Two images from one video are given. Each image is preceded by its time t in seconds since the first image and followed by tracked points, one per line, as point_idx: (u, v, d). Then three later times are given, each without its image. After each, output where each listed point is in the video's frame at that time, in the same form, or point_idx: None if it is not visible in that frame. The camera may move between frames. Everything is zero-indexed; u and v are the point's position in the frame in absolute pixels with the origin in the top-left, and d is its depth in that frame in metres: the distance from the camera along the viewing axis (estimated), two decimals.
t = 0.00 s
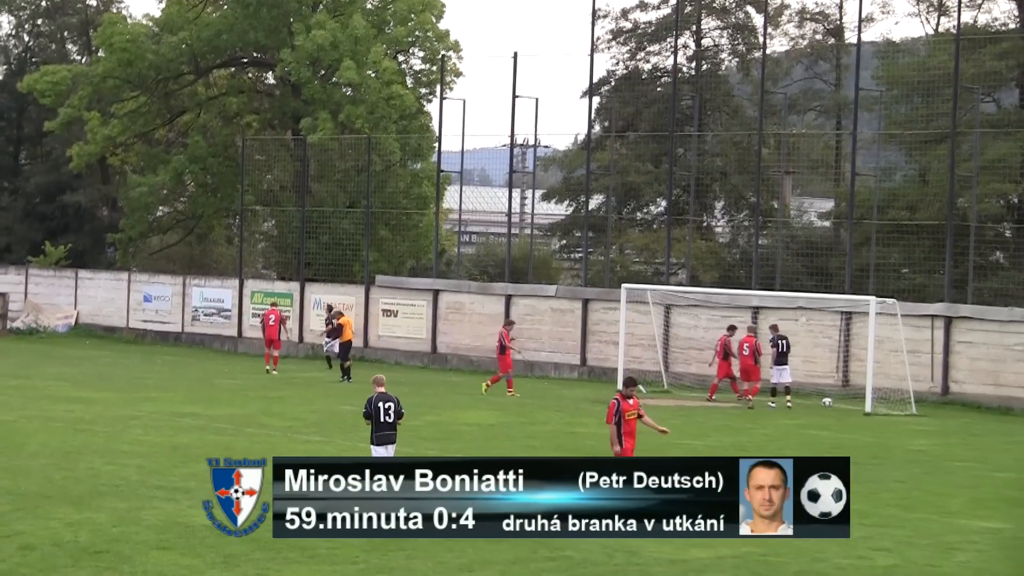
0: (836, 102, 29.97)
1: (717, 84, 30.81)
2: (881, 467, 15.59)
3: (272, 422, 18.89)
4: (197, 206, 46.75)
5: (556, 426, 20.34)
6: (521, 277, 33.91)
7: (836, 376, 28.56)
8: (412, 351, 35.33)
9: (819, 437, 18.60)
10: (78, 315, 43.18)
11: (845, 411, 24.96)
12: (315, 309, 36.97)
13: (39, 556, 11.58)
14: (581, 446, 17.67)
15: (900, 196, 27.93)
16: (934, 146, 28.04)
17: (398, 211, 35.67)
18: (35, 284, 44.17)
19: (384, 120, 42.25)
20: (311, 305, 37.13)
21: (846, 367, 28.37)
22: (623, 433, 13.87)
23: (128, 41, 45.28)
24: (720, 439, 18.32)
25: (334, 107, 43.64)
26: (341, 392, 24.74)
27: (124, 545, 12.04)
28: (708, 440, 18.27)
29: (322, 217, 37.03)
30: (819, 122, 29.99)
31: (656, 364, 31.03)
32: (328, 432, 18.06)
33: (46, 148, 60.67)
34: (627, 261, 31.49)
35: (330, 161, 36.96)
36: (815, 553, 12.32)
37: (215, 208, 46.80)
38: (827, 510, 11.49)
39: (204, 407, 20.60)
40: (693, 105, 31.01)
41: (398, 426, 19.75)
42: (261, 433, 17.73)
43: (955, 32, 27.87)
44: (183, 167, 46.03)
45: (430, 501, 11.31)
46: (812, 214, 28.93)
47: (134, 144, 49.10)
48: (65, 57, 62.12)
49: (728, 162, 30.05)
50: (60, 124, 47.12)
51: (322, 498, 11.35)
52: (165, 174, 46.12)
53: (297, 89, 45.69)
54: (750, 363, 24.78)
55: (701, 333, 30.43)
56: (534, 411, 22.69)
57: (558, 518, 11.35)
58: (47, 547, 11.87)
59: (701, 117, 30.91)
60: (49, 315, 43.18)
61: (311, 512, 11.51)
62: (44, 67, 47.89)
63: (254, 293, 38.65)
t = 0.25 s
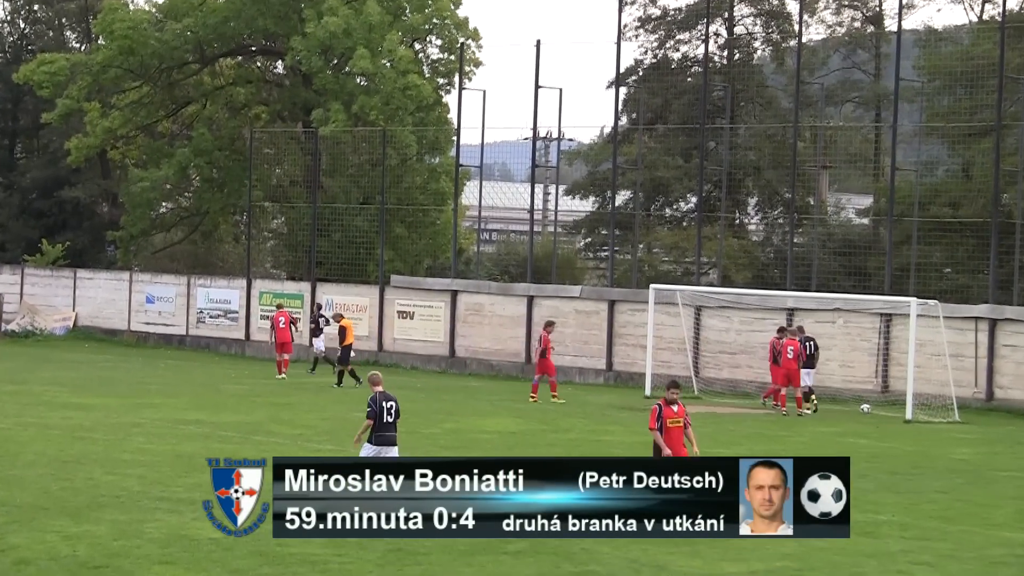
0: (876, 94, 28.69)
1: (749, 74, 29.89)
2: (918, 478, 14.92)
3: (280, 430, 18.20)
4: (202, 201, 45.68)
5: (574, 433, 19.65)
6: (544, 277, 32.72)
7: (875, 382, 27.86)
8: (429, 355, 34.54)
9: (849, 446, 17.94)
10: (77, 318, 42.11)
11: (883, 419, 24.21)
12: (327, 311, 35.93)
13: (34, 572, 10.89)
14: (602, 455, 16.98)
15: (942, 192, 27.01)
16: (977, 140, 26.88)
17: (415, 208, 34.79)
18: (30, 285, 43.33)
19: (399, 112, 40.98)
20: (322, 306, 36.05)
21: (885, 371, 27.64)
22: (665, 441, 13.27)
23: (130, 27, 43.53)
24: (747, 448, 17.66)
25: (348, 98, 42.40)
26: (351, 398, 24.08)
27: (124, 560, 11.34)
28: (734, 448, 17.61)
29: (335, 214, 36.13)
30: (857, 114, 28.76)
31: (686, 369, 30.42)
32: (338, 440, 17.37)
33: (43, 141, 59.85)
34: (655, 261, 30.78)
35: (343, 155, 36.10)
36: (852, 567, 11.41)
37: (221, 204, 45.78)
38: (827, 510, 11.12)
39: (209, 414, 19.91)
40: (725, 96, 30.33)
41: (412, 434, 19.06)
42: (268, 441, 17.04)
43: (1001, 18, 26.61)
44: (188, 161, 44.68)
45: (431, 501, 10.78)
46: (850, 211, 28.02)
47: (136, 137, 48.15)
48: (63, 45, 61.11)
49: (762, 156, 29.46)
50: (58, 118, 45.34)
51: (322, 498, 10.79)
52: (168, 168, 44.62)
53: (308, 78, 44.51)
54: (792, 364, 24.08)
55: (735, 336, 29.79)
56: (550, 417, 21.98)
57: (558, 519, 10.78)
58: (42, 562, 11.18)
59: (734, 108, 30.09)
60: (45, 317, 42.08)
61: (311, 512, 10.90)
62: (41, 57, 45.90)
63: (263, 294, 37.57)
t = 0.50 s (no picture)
0: (906, 87, 28.88)
1: (774, 67, 29.71)
2: (946, 492, 14.39)
3: (283, 440, 17.62)
4: (201, 200, 45.06)
5: (585, 443, 19.09)
6: (557, 278, 32.68)
7: (905, 390, 27.11)
8: (439, 361, 33.71)
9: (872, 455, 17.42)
10: (69, 321, 41.71)
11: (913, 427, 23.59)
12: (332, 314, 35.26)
13: None
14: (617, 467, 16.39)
15: (975, 189, 26.60)
16: (1010, 135, 26.43)
17: (424, 207, 33.97)
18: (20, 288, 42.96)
19: (407, 106, 40.59)
20: (326, 309, 35.36)
21: (915, 378, 26.95)
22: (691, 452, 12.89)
23: (125, 18, 42.56)
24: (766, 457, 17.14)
25: (353, 91, 41.85)
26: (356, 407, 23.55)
27: None
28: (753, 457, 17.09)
29: (339, 213, 35.32)
30: (887, 108, 28.85)
31: (706, 376, 29.59)
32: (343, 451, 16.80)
33: (35, 137, 59.22)
34: (675, 261, 30.60)
35: (348, 151, 35.31)
36: None
37: (220, 202, 45.16)
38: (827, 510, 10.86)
39: (209, 424, 19.33)
40: (746, 90, 29.91)
41: (419, 444, 18.51)
42: (269, 452, 16.45)
43: None
44: (186, 158, 44.24)
45: (431, 501, 10.55)
46: (879, 210, 27.49)
47: (132, 133, 47.44)
48: (55, 36, 60.24)
49: (786, 152, 29.02)
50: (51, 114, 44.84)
51: (322, 498, 10.57)
52: (165, 166, 44.12)
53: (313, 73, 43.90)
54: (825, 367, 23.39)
55: (757, 342, 28.94)
56: (561, 426, 21.44)
57: (558, 518, 10.54)
58: None
59: (758, 102, 30.10)
60: (37, 321, 41.90)
61: (311, 512, 10.67)
62: (33, 50, 45.31)
63: (264, 297, 36.81)
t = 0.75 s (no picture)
0: (943, 77, 28.02)
1: (805, 57, 28.93)
2: (982, 502, 13.90)
3: (290, 447, 17.08)
4: (206, 196, 44.06)
5: (601, 450, 18.56)
6: (578, 278, 31.90)
7: (941, 395, 26.73)
8: (454, 364, 33.24)
9: (900, 464, 16.90)
10: (67, 323, 40.99)
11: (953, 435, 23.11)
12: (342, 315, 34.75)
13: None
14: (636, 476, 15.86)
15: (1016, 184, 25.91)
16: None
17: (441, 205, 33.33)
18: (18, 291, 42.33)
19: (421, 98, 39.66)
20: (336, 309, 34.79)
21: (953, 383, 26.54)
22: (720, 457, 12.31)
23: (124, 6, 41.66)
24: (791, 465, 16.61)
25: (363, 82, 40.68)
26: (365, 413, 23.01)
27: None
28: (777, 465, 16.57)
29: (350, 211, 34.77)
30: (924, 99, 27.90)
31: (734, 379, 28.93)
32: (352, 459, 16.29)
33: (32, 130, 58.60)
34: (701, 261, 29.60)
35: (360, 145, 34.83)
36: None
37: (224, 197, 44.08)
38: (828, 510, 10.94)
39: (213, 430, 18.79)
40: (776, 81, 29.10)
41: (432, 452, 17.99)
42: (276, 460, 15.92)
43: None
44: (189, 152, 43.22)
45: (431, 501, 10.32)
46: (915, 206, 26.92)
47: (132, 127, 46.59)
48: (52, 24, 59.43)
49: (818, 146, 28.25)
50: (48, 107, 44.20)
51: (322, 498, 10.30)
52: (167, 159, 43.29)
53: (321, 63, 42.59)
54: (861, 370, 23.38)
55: (787, 344, 28.41)
56: (575, 432, 20.91)
57: (558, 519, 10.42)
58: None
59: (786, 94, 29.16)
60: (34, 323, 41.01)
61: (311, 512, 10.36)
62: (28, 40, 44.62)
63: (271, 297, 36.23)
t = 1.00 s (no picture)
0: (988, 67, 27.45)
1: (843, 45, 28.52)
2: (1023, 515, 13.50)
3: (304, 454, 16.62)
4: (217, 191, 43.33)
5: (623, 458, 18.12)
6: (603, 276, 31.47)
7: (988, 399, 26.12)
8: (475, 367, 32.65)
9: (929, 470, 16.63)
10: (72, 324, 40.45)
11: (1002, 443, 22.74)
12: (359, 315, 34.27)
13: None
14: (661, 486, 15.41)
15: None
16: None
17: (461, 200, 32.60)
18: (19, 290, 41.78)
19: (440, 88, 38.77)
20: (353, 310, 34.30)
21: (999, 387, 25.92)
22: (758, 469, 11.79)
23: None
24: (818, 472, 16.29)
25: (380, 72, 39.89)
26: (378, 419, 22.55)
27: None
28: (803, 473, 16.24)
29: (367, 206, 34.13)
30: (966, 90, 27.53)
31: (768, 383, 28.46)
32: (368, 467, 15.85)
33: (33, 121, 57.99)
34: (734, 258, 29.01)
35: (377, 138, 34.20)
36: None
37: (236, 192, 43.32)
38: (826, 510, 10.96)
39: (224, 436, 18.32)
40: (813, 70, 28.81)
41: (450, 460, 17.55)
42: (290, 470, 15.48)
43: None
44: (197, 145, 42.78)
45: (431, 501, 10.51)
46: (959, 201, 26.34)
47: (139, 118, 45.94)
48: (54, 12, 58.86)
49: (855, 138, 27.62)
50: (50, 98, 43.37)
51: (322, 498, 10.58)
52: (176, 154, 42.86)
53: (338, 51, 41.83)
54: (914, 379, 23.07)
55: (825, 346, 27.74)
56: (594, 438, 20.47)
57: (558, 519, 10.47)
58: None
59: (824, 84, 28.62)
60: (37, 326, 40.77)
61: (311, 512, 10.62)
62: (30, 29, 43.96)
63: (284, 297, 35.74)
